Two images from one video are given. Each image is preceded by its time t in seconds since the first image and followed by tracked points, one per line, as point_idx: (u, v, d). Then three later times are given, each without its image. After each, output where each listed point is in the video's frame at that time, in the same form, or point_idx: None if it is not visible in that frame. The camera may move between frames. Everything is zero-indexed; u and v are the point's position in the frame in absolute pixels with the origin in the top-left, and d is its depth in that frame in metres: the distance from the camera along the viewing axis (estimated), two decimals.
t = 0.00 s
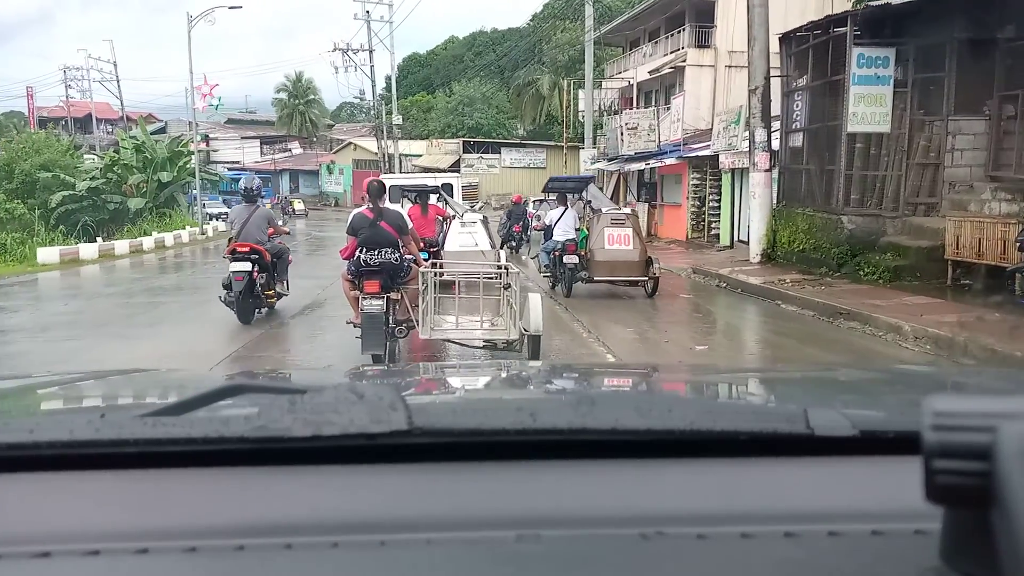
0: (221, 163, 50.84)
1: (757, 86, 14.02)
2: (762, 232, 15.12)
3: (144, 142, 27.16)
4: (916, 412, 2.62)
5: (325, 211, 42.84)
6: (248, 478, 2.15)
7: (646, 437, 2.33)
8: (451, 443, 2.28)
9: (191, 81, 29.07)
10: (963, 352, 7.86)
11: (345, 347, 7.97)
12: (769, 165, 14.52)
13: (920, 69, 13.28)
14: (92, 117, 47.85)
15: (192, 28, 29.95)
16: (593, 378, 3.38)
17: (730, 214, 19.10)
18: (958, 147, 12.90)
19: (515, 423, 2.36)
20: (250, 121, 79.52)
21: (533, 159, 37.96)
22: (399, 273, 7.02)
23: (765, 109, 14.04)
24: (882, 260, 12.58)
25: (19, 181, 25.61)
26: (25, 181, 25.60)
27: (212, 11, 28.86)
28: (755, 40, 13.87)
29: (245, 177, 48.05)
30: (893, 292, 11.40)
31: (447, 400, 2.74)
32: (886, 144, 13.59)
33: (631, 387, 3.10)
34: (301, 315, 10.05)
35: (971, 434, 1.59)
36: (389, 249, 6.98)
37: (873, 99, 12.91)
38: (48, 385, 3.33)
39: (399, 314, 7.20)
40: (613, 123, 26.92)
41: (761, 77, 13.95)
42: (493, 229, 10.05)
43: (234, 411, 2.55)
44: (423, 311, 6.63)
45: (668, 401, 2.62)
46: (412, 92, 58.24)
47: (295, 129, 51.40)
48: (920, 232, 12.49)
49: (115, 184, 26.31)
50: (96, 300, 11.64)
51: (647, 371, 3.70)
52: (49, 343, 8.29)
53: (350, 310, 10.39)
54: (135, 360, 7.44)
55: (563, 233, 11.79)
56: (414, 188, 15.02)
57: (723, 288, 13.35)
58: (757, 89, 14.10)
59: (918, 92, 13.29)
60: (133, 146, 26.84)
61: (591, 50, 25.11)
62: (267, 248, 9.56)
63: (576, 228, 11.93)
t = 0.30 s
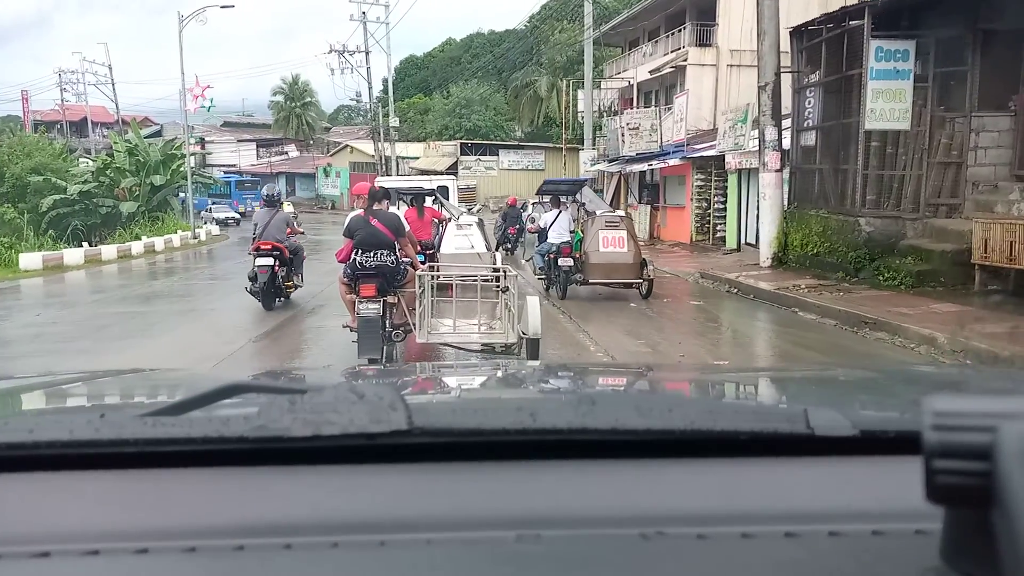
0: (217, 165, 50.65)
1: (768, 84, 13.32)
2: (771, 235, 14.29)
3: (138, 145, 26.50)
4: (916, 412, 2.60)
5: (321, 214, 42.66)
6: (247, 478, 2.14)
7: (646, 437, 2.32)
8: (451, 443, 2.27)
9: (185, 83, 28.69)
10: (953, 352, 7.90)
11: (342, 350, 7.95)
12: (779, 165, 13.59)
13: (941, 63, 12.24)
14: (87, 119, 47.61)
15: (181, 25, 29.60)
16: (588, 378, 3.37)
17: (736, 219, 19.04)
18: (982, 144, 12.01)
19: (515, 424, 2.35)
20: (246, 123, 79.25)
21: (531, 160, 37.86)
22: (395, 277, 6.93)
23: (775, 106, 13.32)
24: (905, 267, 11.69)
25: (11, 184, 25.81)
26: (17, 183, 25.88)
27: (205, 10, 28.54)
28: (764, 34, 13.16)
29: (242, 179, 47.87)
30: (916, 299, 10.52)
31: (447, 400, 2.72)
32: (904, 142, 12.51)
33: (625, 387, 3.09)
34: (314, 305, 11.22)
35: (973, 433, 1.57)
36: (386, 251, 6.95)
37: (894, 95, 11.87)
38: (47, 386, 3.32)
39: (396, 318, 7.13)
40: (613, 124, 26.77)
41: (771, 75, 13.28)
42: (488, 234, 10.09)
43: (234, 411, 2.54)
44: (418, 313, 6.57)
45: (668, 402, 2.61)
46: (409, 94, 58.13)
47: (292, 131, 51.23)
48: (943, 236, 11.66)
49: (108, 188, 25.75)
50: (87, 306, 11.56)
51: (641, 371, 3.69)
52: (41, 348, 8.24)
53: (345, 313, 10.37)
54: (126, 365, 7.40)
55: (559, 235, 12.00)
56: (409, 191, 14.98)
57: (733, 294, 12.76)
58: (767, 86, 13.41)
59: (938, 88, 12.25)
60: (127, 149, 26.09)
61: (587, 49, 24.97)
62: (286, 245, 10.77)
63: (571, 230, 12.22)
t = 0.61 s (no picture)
0: (216, 165, 50.61)
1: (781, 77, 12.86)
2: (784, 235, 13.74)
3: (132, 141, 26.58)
4: (916, 411, 2.60)
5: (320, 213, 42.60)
6: (247, 478, 2.14)
7: (646, 436, 2.31)
8: (452, 443, 2.27)
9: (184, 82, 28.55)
10: (962, 356, 7.76)
11: (339, 350, 7.96)
12: (793, 163, 13.17)
13: (969, 56, 11.96)
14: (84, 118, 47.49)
15: (176, 21, 29.43)
16: (584, 377, 3.37)
17: (745, 220, 18.78)
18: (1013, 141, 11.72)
19: (515, 423, 2.34)
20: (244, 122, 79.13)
21: (531, 160, 37.73)
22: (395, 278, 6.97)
23: (790, 102, 12.89)
24: (931, 272, 11.05)
25: (4, 181, 26.30)
26: (10, 181, 26.25)
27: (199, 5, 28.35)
28: (779, 25, 12.72)
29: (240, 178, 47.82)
30: (943, 307, 9.94)
31: (447, 400, 2.72)
32: (928, 139, 11.95)
33: (621, 387, 3.08)
34: (325, 291, 12.76)
35: (974, 432, 1.55)
36: (385, 250, 6.92)
37: (918, 89, 11.52)
38: (45, 386, 3.32)
39: (395, 318, 7.14)
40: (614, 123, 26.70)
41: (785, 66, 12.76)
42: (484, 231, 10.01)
43: (233, 411, 2.54)
44: (417, 314, 6.56)
45: (668, 402, 2.60)
46: (409, 93, 58.10)
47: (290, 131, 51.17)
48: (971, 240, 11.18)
49: (101, 185, 25.84)
50: (81, 306, 11.51)
51: (637, 370, 3.69)
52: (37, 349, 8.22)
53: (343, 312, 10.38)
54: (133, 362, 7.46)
55: (554, 235, 11.90)
56: (405, 190, 14.98)
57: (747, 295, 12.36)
58: (783, 79, 12.87)
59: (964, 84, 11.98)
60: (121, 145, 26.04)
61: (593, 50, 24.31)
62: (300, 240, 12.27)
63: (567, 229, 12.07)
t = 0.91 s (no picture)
0: (213, 167, 50.46)
1: (796, 71, 12.29)
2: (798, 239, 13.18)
3: (126, 143, 26.48)
4: (915, 412, 2.60)
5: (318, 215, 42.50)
6: (247, 478, 2.14)
7: (646, 437, 2.32)
8: (451, 442, 2.27)
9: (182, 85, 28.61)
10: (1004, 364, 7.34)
11: (335, 352, 7.96)
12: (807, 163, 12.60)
13: (1000, 51, 11.51)
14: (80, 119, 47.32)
15: (169, 20, 29.15)
16: (580, 377, 3.35)
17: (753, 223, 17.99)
18: None
19: (515, 423, 2.34)
20: (241, 124, 78.95)
21: (529, 162, 37.32)
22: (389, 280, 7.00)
23: (804, 100, 12.24)
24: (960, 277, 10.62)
25: None
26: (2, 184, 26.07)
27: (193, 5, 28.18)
28: (793, 19, 12.19)
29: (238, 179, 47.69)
30: (971, 313, 9.59)
31: (446, 400, 2.72)
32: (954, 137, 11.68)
33: (618, 387, 3.07)
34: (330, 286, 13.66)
35: (974, 432, 1.55)
36: (381, 255, 6.93)
37: (943, 84, 11.23)
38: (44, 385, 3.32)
39: (390, 322, 7.11)
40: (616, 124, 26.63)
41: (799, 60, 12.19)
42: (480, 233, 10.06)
43: (234, 411, 2.54)
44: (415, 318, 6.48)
45: (667, 402, 2.60)
46: (408, 95, 58.07)
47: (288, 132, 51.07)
48: (1003, 243, 10.84)
49: (94, 187, 25.67)
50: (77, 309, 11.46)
51: (632, 371, 3.68)
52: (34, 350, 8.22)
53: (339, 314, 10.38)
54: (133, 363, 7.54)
55: (550, 237, 11.97)
56: (402, 193, 15.00)
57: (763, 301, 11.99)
58: (796, 74, 12.32)
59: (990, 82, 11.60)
60: (114, 147, 25.94)
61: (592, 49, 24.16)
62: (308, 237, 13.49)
63: (562, 232, 12.12)
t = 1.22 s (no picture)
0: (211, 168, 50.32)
1: (812, 69, 12.06)
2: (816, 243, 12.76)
3: (120, 145, 26.24)
4: (915, 413, 2.61)
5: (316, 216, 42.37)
6: (247, 478, 2.15)
7: (646, 436, 2.32)
8: (451, 442, 2.28)
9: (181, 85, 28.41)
10: None
11: (332, 353, 8.01)
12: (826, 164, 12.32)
13: None
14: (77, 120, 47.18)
15: (163, 20, 28.96)
16: (575, 377, 3.35)
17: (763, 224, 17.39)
18: None
19: (515, 423, 2.35)
20: (239, 125, 78.81)
21: (529, 163, 37.14)
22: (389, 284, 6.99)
23: (821, 96, 11.98)
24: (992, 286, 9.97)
25: None
26: None
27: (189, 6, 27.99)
28: (808, 12, 11.88)
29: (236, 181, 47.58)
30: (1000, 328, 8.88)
31: (446, 400, 2.72)
32: (980, 135, 10.82)
33: (616, 387, 3.08)
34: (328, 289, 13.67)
35: (972, 433, 1.57)
36: (381, 261, 6.94)
37: (972, 81, 10.66)
38: (43, 386, 3.33)
39: (391, 325, 7.05)
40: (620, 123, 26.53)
41: (816, 56, 11.95)
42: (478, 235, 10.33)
43: (233, 412, 2.54)
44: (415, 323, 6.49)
45: (667, 403, 2.61)
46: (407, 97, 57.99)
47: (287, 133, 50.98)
48: None
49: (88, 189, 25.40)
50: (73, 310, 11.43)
51: (630, 371, 3.68)
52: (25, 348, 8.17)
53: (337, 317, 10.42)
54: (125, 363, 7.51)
55: (544, 239, 12.11)
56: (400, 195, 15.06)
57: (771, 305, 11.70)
58: (811, 72, 12.10)
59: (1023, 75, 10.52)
60: (109, 149, 25.73)
61: (595, 47, 24.52)
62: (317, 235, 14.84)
63: (557, 234, 12.30)
